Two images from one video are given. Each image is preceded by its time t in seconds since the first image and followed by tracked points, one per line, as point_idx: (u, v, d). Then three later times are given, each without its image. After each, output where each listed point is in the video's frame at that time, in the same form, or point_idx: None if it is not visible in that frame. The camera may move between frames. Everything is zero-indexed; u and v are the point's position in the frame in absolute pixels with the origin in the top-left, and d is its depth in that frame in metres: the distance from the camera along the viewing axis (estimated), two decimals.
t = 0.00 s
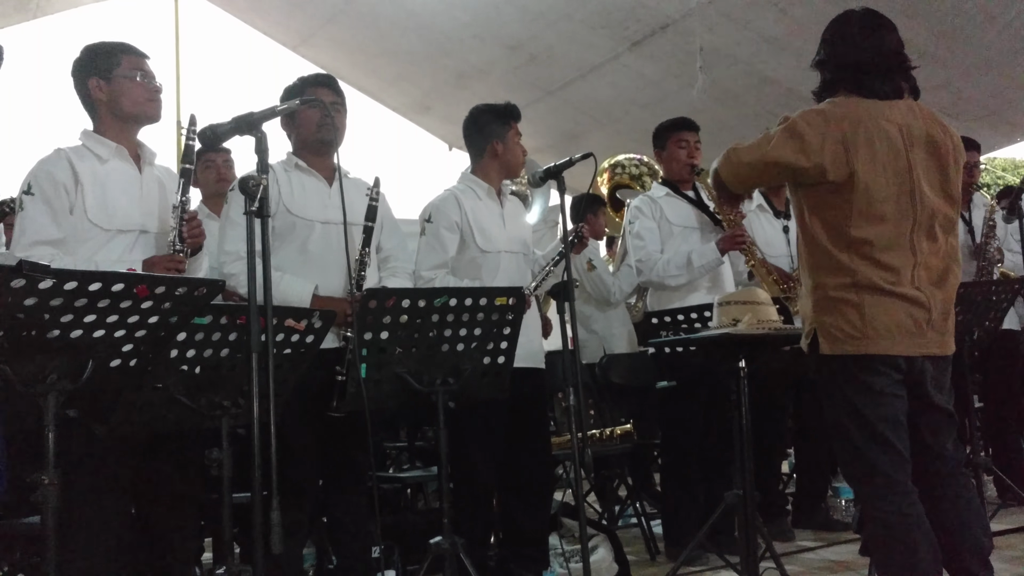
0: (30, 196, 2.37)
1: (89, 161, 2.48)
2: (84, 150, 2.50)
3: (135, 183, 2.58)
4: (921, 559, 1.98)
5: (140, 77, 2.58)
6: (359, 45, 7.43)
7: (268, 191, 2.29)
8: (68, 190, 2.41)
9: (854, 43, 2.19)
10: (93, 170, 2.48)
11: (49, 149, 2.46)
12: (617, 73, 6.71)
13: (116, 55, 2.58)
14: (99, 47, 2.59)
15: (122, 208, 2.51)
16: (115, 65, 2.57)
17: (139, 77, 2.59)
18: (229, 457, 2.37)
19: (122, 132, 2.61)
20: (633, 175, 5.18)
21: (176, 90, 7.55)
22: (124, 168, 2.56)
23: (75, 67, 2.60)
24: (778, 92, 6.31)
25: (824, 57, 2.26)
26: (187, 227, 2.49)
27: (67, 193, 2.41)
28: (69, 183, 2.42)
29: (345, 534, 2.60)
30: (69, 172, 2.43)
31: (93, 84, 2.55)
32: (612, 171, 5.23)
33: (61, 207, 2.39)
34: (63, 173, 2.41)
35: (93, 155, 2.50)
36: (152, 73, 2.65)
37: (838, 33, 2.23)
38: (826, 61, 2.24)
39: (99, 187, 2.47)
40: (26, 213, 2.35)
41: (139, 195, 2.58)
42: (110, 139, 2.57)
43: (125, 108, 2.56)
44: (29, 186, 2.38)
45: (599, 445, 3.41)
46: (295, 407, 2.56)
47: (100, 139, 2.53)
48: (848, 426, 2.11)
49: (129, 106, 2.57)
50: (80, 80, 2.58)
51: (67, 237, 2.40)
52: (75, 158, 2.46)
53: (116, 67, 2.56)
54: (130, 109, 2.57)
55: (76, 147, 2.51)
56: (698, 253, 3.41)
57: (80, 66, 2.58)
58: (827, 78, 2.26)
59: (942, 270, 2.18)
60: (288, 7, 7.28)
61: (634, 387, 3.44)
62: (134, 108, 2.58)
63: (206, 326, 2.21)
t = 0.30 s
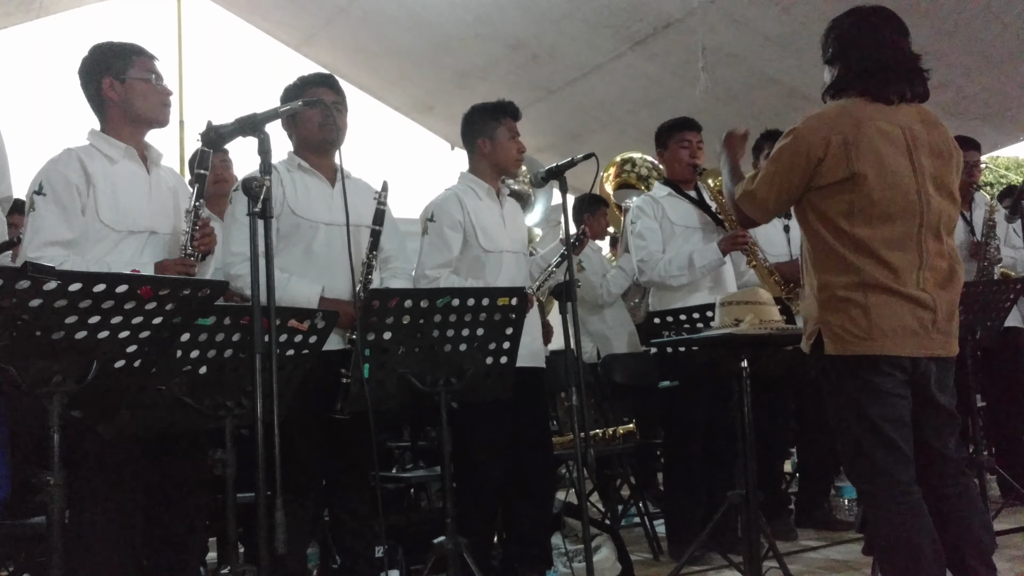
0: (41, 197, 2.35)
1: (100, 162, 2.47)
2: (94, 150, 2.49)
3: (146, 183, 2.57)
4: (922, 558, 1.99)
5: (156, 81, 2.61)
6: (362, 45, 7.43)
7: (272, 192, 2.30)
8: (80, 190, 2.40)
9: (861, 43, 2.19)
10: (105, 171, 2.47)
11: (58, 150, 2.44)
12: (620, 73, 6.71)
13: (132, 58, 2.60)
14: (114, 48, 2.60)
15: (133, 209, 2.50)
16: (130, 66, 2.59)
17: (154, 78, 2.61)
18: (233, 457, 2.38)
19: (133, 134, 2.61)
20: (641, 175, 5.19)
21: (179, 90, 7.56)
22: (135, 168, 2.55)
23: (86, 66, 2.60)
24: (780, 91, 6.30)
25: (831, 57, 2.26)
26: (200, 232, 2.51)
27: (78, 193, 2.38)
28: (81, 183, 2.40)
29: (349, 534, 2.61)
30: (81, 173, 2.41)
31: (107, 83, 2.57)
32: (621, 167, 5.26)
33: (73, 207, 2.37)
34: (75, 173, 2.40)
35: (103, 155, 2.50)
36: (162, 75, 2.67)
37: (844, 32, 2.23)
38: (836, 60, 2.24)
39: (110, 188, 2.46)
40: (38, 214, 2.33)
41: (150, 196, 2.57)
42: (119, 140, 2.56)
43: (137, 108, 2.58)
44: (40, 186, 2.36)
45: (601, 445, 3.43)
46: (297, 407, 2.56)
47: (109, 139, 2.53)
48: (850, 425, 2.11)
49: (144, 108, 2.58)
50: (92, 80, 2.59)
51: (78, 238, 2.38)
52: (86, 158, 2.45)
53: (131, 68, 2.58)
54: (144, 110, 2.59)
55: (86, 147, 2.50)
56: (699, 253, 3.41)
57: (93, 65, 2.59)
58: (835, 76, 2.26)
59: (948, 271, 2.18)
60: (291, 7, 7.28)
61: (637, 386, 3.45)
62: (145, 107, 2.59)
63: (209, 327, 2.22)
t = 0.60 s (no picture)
0: (58, 197, 2.34)
1: (117, 162, 2.46)
2: (110, 150, 2.48)
3: (162, 183, 2.56)
4: (936, 563, 1.97)
5: (179, 84, 2.63)
6: (372, 45, 7.43)
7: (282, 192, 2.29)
8: (97, 191, 2.39)
9: (871, 44, 2.17)
10: (121, 171, 2.46)
11: (75, 150, 2.42)
12: (629, 73, 6.69)
13: (157, 59, 2.62)
14: (138, 48, 2.61)
15: (150, 210, 2.50)
16: (154, 68, 2.60)
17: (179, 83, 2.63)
18: (242, 458, 2.37)
19: (150, 133, 2.61)
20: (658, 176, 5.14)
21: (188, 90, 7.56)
22: (151, 168, 2.54)
23: (109, 65, 2.60)
24: (790, 91, 6.28)
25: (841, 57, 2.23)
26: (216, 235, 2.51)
27: (96, 194, 2.39)
28: (98, 184, 2.40)
29: (358, 535, 2.61)
30: (98, 173, 2.41)
31: (138, 83, 2.57)
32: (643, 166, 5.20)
33: (91, 209, 2.37)
34: (92, 173, 2.39)
35: (119, 155, 2.48)
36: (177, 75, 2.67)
37: (856, 31, 2.20)
38: (846, 61, 2.21)
39: (127, 188, 2.45)
40: (54, 214, 2.32)
41: (166, 196, 2.56)
42: (136, 140, 2.55)
43: (160, 109, 2.58)
44: (57, 187, 2.34)
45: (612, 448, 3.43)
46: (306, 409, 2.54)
47: (125, 139, 2.51)
48: (862, 429, 2.09)
49: (167, 109, 2.59)
50: (115, 78, 2.59)
51: (95, 238, 2.37)
52: (102, 158, 2.44)
53: (154, 71, 2.60)
54: (167, 111, 2.60)
55: (102, 147, 2.48)
56: (710, 255, 3.42)
57: (117, 64, 2.59)
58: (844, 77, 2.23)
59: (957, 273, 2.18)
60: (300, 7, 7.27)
61: (646, 388, 3.37)
62: (170, 111, 2.60)
63: (218, 328, 2.21)
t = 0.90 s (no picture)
0: (117, 200, 2.42)
1: (173, 166, 2.54)
2: (167, 155, 2.56)
3: (216, 187, 2.63)
4: (983, 568, 1.95)
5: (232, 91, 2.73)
6: (411, 49, 7.49)
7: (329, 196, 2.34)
8: (153, 194, 2.47)
9: (919, 45, 2.15)
10: (177, 175, 2.54)
11: (133, 155, 2.52)
12: (668, 76, 6.68)
13: (212, 67, 2.72)
14: (195, 57, 2.72)
15: (204, 212, 2.56)
16: (209, 76, 2.71)
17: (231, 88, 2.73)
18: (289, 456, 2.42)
19: (205, 139, 2.69)
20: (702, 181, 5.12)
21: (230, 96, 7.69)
22: (206, 172, 2.62)
23: (166, 72, 2.71)
24: (831, 93, 6.22)
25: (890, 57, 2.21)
26: (267, 237, 2.55)
27: (153, 197, 2.47)
28: (155, 188, 2.48)
29: (400, 536, 2.63)
30: (154, 177, 2.49)
31: (193, 89, 2.67)
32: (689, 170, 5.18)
33: (147, 211, 2.45)
34: (149, 177, 2.47)
35: (175, 160, 2.57)
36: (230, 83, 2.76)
37: (905, 31, 2.18)
38: (895, 61, 2.20)
39: (183, 191, 2.53)
40: (113, 217, 2.40)
41: (220, 199, 2.63)
42: (190, 145, 2.63)
43: (215, 114, 2.67)
44: (116, 190, 2.42)
45: (654, 450, 3.45)
46: (350, 409, 2.58)
47: (182, 145, 2.60)
48: (907, 433, 2.07)
49: (221, 113, 2.68)
50: (171, 85, 2.69)
51: (152, 240, 2.45)
52: (159, 163, 2.53)
53: (209, 78, 2.70)
54: (221, 115, 2.69)
55: (158, 152, 2.57)
56: (751, 257, 3.41)
57: (174, 71, 2.69)
58: (894, 78, 2.21)
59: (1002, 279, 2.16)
60: (342, 13, 7.35)
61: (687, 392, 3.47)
62: (224, 114, 2.69)
63: (267, 329, 2.26)
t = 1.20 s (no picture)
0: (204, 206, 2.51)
1: (257, 172, 2.63)
2: (251, 162, 2.65)
3: (297, 192, 2.71)
4: None
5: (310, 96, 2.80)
6: (479, 54, 7.57)
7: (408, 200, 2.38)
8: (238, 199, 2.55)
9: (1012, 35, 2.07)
10: (261, 181, 2.63)
11: (219, 162, 2.61)
12: (738, 75, 6.61)
13: (290, 73, 2.80)
14: (270, 65, 2.79)
15: (287, 216, 2.63)
16: (285, 82, 2.78)
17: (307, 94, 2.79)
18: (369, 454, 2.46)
19: (287, 145, 2.77)
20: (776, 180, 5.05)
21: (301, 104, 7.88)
22: (287, 178, 2.70)
23: (246, 81, 2.80)
24: (909, 90, 6.06)
25: (977, 47, 2.12)
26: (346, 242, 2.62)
27: (238, 202, 2.55)
28: (240, 193, 2.56)
29: (478, 533, 2.65)
30: (239, 183, 2.58)
31: (270, 98, 2.75)
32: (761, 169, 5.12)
33: (233, 216, 2.53)
34: (234, 183, 2.56)
35: (259, 166, 2.65)
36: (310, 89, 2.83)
37: (995, 19, 2.08)
38: (984, 52, 2.11)
39: (266, 196, 2.60)
40: (200, 221, 2.49)
41: (301, 204, 2.69)
42: (273, 151, 2.72)
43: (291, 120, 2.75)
44: (203, 196, 2.51)
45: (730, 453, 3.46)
46: (428, 408, 2.63)
47: (264, 152, 2.68)
48: (996, 433, 2.01)
49: (300, 120, 2.75)
50: (252, 93, 2.78)
51: (237, 243, 2.52)
52: (244, 169, 2.61)
53: (286, 85, 2.77)
54: (300, 122, 2.76)
55: (243, 159, 2.66)
56: (828, 255, 3.34)
57: (252, 80, 2.78)
58: (983, 68, 2.13)
59: None
60: (410, 20, 7.47)
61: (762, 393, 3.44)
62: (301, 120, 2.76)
63: (349, 329, 2.31)
